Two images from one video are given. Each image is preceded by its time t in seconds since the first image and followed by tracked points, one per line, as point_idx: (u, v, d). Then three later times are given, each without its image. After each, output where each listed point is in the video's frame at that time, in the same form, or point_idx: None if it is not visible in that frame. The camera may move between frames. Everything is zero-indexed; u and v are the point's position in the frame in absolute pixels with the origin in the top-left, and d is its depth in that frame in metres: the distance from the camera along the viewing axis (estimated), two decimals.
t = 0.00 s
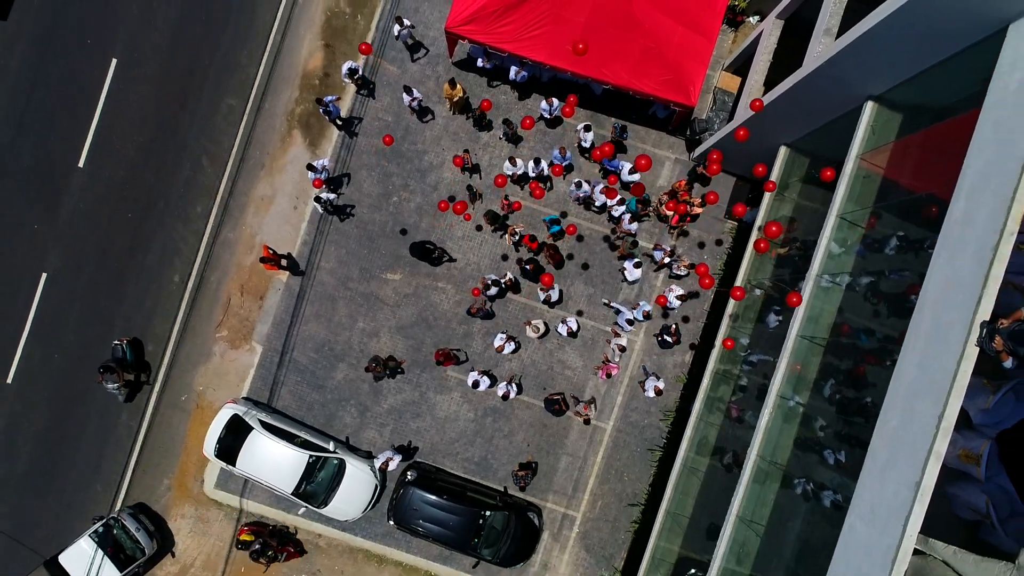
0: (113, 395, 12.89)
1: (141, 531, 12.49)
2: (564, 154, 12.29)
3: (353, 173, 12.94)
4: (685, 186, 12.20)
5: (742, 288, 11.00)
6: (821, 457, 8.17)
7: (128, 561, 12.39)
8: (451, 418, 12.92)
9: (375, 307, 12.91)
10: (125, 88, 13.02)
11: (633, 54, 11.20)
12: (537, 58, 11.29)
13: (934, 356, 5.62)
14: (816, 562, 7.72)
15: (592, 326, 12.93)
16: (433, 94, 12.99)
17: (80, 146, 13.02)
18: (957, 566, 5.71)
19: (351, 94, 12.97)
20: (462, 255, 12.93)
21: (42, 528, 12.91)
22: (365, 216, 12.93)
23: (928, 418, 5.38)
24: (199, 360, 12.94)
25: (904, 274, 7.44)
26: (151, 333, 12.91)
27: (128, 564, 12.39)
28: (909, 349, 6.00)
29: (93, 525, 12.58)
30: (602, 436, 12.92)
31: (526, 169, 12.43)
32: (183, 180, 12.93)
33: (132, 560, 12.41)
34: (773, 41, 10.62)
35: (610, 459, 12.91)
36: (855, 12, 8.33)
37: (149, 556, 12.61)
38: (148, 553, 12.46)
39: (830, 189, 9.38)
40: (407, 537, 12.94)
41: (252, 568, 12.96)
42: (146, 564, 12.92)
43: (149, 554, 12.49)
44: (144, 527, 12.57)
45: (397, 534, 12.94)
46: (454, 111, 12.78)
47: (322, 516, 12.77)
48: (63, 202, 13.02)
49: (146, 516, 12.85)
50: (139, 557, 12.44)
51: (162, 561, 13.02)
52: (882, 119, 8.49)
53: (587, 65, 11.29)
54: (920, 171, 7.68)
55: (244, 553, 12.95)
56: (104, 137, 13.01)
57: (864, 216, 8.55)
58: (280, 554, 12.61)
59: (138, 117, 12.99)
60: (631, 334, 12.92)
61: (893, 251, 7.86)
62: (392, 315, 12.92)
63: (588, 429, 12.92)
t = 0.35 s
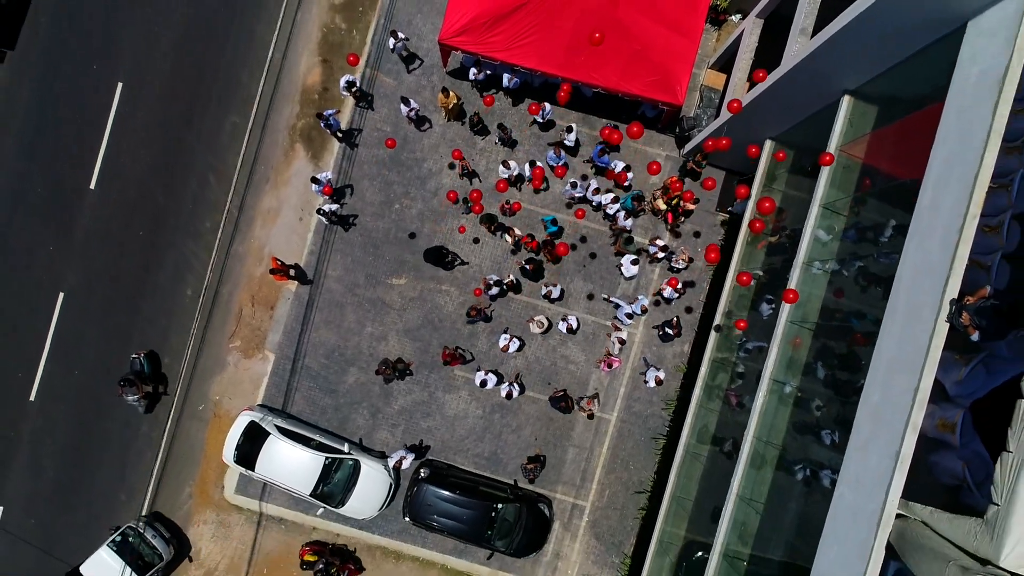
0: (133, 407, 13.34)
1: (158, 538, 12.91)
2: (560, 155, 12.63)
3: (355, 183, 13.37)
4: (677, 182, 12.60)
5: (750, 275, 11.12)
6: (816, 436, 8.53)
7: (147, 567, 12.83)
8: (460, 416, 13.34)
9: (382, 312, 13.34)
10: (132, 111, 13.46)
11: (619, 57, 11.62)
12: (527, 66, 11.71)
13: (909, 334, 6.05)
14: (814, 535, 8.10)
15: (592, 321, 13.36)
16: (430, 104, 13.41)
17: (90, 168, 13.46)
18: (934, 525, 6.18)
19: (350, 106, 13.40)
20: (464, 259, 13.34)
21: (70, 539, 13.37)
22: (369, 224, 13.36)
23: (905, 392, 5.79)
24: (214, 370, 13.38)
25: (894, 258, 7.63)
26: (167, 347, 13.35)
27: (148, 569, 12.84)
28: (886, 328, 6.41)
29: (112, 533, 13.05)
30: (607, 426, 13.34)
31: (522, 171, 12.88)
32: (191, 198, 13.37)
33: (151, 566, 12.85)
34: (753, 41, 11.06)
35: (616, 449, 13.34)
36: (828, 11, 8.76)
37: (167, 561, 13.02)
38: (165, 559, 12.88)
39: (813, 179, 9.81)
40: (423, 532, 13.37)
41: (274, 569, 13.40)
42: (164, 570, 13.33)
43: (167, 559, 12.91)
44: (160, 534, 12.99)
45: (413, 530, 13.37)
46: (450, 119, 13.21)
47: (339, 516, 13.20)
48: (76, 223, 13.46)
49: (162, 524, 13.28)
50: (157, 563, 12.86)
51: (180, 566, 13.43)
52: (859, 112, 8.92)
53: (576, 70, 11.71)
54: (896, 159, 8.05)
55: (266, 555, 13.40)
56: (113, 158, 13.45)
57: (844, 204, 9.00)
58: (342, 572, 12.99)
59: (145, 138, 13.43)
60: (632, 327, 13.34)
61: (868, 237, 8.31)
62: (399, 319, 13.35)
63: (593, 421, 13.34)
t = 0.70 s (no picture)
0: (152, 418, 13.81)
1: (175, 544, 13.38)
2: (553, 154, 13.33)
3: (358, 193, 13.82)
4: (669, 179, 13.05)
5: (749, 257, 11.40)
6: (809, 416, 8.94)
7: (166, 572, 13.31)
8: (468, 413, 13.80)
9: (389, 315, 13.80)
10: (139, 132, 13.92)
11: (607, 61, 12.08)
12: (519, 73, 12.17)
13: (885, 315, 6.48)
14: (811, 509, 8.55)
15: (593, 316, 13.80)
16: (427, 113, 13.88)
17: (101, 189, 13.93)
18: (912, 489, 6.58)
19: (350, 119, 13.86)
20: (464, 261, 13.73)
21: (98, 547, 13.87)
22: (372, 231, 13.82)
23: (882, 369, 6.23)
24: (229, 379, 13.85)
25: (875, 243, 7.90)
26: (183, 358, 13.82)
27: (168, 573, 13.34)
28: (865, 310, 6.85)
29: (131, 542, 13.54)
30: (611, 417, 13.80)
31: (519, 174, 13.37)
32: (200, 213, 13.84)
33: (170, 571, 13.32)
34: (735, 40, 11.63)
35: (620, 439, 13.80)
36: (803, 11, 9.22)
37: (185, 565, 13.51)
38: (184, 563, 13.36)
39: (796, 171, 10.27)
40: (437, 527, 13.83)
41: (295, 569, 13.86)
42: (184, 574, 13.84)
43: (185, 564, 13.40)
44: (177, 540, 13.46)
45: (428, 525, 13.83)
46: (446, 126, 13.64)
47: (356, 515, 13.67)
48: (90, 243, 13.94)
49: (178, 531, 13.76)
50: (176, 568, 13.34)
51: (200, 569, 13.94)
52: (837, 106, 9.37)
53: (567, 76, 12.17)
54: (870, 147, 8.46)
55: (286, 555, 13.86)
56: (123, 178, 13.92)
57: (824, 193, 9.50)
58: None
59: (153, 158, 13.90)
60: (631, 321, 13.79)
61: (851, 224, 8.66)
62: (406, 322, 13.81)
63: (597, 412, 13.80)
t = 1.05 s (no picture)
0: (173, 427, 14.35)
1: (193, 548, 13.89)
2: (547, 154, 13.85)
3: (361, 202, 14.35)
4: (660, 176, 13.62)
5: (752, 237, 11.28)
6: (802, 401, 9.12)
7: None
8: (476, 409, 14.33)
9: (396, 319, 14.33)
10: (148, 152, 14.46)
11: (596, 66, 12.59)
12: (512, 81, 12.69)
13: (858, 297, 7.01)
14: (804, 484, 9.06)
15: (592, 311, 14.33)
16: (424, 122, 14.40)
17: (114, 209, 14.46)
18: (887, 454, 7.40)
19: (351, 131, 14.39)
20: (461, 264, 14.20)
21: (125, 553, 14.41)
22: (376, 238, 14.35)
23: (857, 346, 6.77)
24: (245, 386, 14.39)
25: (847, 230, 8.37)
26: (199, 368, 14.36)
27: None
28: (841, 294, 7.34)
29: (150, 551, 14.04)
30: (613, 407, 14.32)
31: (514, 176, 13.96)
32: (210, 228, 14.37)
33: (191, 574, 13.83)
34: (716, 41, 12.25)
35: (624, 428, 14.32)
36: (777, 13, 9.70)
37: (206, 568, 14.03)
38: (203, 565, 13.87)
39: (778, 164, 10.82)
40: (451, 521, 14.36)
41: (316, 567, 14.39)
42: None
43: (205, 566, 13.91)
44: (195, 544, 13.97)
45: (442, 519, 14.35)
46: (443, 133, 14.18)
47: (373, 512, 14.20)
48: (106, 260, 14.48)
49: (195, 536, 14.25)
50: (197, 570, 13.85)
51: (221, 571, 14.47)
52: (814, 102, 9.89)
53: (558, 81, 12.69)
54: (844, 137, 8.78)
55: (306, 553, 14.39)
56: (135, 198, 14.46)
57: (807, 183, 9.89)
58: None
59: (163, 176, 14.44)
60: (629, 314, 14.29)
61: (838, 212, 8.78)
62: (412, 324, 14.33)
63: (601, 404, 14.32)
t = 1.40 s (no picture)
0: (189, 436, 14.77)
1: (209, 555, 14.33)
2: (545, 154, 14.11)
3: (362, 211, 14.77)
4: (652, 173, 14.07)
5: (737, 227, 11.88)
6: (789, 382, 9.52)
7: None
8: (483, 407, 14.74)
9: (401, 322, 14.75)
10: (154, 171, 14.88)
11: (584, 69, 13.00)
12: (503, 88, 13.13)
13: (834, 282, 7.45)
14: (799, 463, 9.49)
15: (591, 307, 14.74)
16: (420, 130, 14.82)
17: (123, 227, 14.89)
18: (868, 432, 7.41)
19: (349, 142, 14.81)
20: (464, 265, 14.65)
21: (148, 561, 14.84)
22: (379, 245, 14.77)
23: (834, 327, 7.23)
24: (257, 394, 14.81)
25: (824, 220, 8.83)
26: (212, 378, 14.78)
27: None
28: (819, 282, 7.75)
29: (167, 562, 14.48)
30: (616, 399, 14.74)
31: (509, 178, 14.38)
32: (216, 242, 14.79)
33: None
34: (699, 41, 12.78)
35: (627, 419, 14.74)
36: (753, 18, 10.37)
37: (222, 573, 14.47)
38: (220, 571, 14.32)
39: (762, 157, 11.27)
40: (463, 516, 14.79)
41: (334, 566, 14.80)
42: None
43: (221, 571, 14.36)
44: (210, 551, 14.42)
45: (454, 515, 14.78)
46: (438, 138, 14.50)
47: (387, 510, 14.63)
48: (117, 277, 14.90)
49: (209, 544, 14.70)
50: None
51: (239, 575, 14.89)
52: (792, 97, 10.34)
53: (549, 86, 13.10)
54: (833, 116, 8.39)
55: (324, 554, 14.80)
56: (143, 215, 14.88)
57: (787, 175, 10.39)
58: None
59: (169, 193, 14.86)
60: (627, 309, 14.71)
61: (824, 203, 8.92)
62: (417, 327, 14.75)
63: (603, 396, 14.74)
